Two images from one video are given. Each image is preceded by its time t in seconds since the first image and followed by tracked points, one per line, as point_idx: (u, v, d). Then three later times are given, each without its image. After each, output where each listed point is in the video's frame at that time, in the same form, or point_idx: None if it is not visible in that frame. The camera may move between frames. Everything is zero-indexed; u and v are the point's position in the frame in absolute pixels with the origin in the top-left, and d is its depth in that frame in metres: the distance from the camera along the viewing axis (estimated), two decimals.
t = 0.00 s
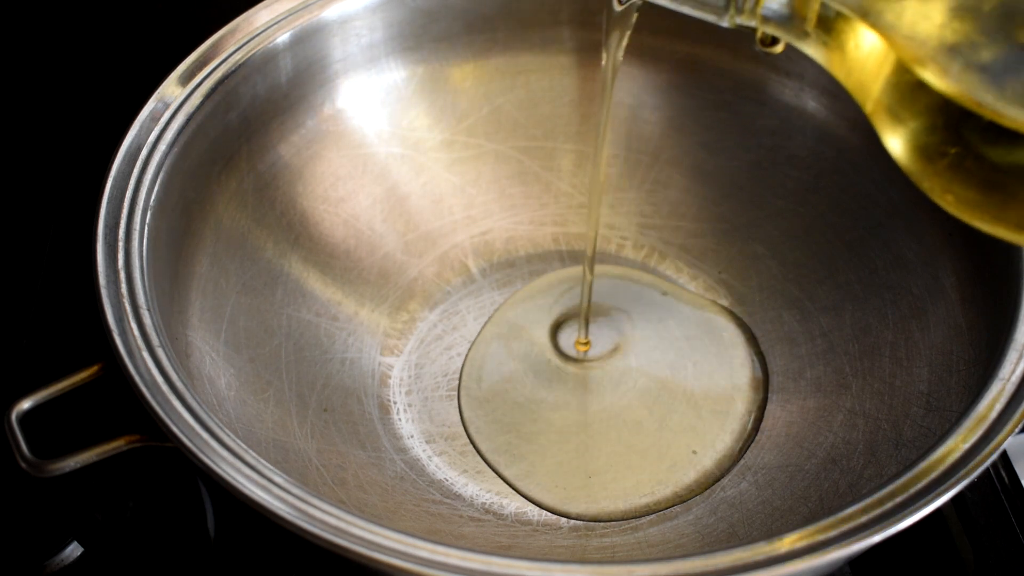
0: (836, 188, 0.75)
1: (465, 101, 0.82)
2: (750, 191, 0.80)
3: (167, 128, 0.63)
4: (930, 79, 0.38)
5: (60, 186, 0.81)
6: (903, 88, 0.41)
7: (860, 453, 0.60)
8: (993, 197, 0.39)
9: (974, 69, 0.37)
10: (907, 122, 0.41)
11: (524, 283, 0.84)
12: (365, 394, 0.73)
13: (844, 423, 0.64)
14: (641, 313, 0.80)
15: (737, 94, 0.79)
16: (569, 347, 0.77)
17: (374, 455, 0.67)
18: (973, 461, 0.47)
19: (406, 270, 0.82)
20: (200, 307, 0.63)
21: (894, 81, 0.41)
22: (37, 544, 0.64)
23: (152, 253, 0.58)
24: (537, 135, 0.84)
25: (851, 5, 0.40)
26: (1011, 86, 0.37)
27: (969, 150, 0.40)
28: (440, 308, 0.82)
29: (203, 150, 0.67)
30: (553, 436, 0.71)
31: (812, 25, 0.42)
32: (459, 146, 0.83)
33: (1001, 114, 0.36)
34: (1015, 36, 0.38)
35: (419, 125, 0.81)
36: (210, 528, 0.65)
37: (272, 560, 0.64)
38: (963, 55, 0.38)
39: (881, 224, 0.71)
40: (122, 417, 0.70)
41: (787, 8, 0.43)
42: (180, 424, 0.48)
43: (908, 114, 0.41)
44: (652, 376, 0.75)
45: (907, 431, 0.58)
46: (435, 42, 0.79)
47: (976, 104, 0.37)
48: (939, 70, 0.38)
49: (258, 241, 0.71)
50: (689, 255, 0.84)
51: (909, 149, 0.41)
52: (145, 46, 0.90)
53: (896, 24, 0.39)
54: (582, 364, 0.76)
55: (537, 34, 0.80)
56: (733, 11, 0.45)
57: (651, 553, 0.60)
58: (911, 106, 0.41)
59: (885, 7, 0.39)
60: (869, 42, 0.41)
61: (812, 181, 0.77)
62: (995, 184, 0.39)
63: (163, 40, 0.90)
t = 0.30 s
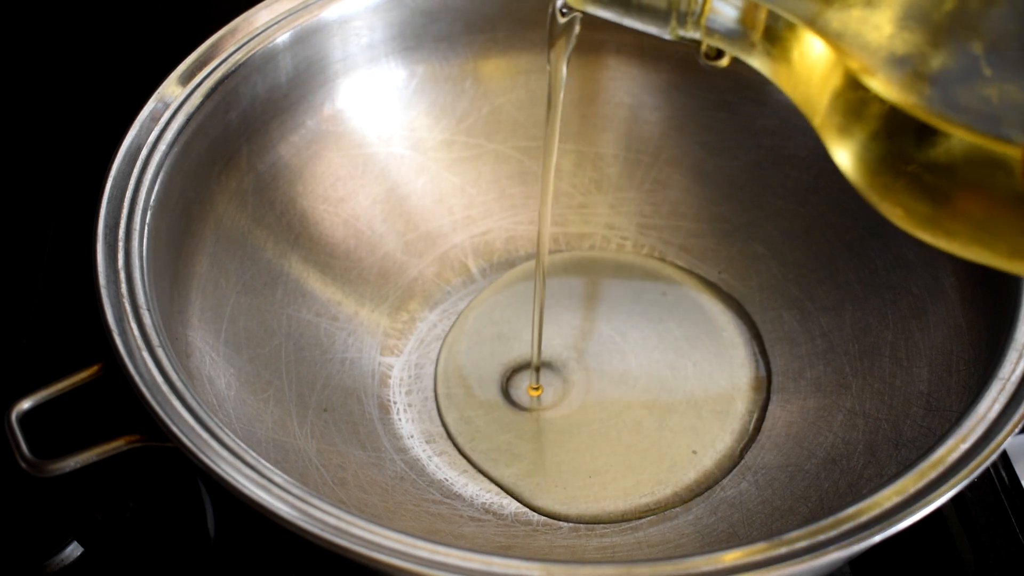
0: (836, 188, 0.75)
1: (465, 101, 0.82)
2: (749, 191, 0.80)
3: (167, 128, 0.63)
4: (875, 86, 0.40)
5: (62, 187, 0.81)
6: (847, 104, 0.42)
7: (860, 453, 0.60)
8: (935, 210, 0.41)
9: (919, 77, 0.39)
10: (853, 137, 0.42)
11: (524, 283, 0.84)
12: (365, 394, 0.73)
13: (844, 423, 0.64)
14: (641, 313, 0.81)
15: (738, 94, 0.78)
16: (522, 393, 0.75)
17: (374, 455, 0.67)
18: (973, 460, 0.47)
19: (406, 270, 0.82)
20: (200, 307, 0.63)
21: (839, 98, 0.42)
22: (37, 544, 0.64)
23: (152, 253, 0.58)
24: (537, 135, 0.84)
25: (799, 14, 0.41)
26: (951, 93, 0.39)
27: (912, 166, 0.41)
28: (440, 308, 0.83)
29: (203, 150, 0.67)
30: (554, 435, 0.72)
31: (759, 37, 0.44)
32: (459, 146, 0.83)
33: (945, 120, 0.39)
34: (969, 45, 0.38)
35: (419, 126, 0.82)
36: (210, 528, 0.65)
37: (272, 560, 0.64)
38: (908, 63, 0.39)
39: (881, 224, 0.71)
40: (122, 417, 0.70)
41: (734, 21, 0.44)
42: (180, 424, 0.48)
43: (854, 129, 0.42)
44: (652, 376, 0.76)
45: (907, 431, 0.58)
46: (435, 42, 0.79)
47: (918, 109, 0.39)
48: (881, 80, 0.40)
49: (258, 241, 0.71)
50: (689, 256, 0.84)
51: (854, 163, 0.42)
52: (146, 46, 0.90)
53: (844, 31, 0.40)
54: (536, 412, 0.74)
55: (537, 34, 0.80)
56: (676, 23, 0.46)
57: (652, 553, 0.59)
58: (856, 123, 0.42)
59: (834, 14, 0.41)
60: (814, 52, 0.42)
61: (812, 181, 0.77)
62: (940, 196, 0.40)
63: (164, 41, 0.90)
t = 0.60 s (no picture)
0: (835, 188, 0.75)
1: (465, 101, 0.82)
2: (749, 191, 0.80)
3: (167, 128, 0.63)
4: (818, 49, 0.45)
5: (61, 186, 0.81)
6: (792, 67, 0.47)
7: (860, 453, 0.60)
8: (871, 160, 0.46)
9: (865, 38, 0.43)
10: (800, 98, 0.48)
11: (524, 283, 0.84)
12: (364, 394, 0.73)
13: (844, 423, 0.64)
14: (641, 312, 0.80)
15: (737, 94, 0.79)
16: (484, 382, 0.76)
17: (374, 455, 0.67)
18: (973, 460, 0.47)
19: (406, 270, 0.82)
20: (200, 307, 0.63)
21: (785, 63, 0.47)
22: (37, 544, 0.63)
23: (152, 253, 0.58)
24: (537, 135, 0.84)
25: None
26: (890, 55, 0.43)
27: (851, 120, 0.46)
28: (439, 308, 0.82)
29: (203, 150, 0.67)
30: (553, 436, 0.72)
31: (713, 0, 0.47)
32: (459, 146, 0.83)
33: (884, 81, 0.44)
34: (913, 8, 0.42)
35: (419, 126, 0.82)
36: (210, 528, 0.65)
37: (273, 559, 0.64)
38: (854, 25, 0.43)
39: (881, 224, 0.71)
40: (122, 417, 0.70)
41: None
42: (180, 424, 0.49)
43: (800, 90, 0.47)
44: (652, 376, 0.76)
45: (907, 431, 0.58)
46: (435, 42, 0.79)
47: (859, 71, 0.44)
48: (825, 46, 0.44)
49: (258, 241, 0.71)
50: (689, 255, 0.84)
51: (803, 122, 0.48)
52: (146, 46, 0.90)
53: None
54: (500, 409, 0.74)
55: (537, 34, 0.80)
56: None
57: (652, 553, 0.59)
58: (802, 85, 0.47)
59: None
60: (759, 17, 0.47)
61: (812, 181, 0.77)
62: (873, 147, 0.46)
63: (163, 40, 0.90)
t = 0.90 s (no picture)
0: (835, 188, 0.75)
1: (465, 101, 0.82)
2: (750, 191, 0.80)
3: (167, 128, 0.63)
4: (787, 22, 0.48)
5: (62, 187, 0.82)
6: (761, 47, 0.50)
7: (860, 453, 0.60)
8: (829, 132, 0.50)
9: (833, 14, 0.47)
10: (765, 74, 0.51)
11: (525, 283, 0.84)
12: (365, 394, 0.73)
13: (844, 423, 0.64)
14: (641, 312, 0.80)
15: (738, 94, 0.79)
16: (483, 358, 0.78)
17: (374, 455, 0.67)
18: (973, 460, 0.47)
19: (406, 271, 0.82)
20: (200, 307, 0.63)
21: (752, 41, 0.50)
22: (37, 544, 0.63)
23: (152, 253, 0.58)
24: (537, 135, 0.84)
25: None
26: (849, 28, 0.46)
27: (815, 95, 0.49)
28: (439, 307, 0.82)
29: (203, 150, 0.67)
30: (553, 436, 0.72)
31: None
32: (459, 146, 0.83)
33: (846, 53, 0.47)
34: None
35: (419, 126, 0.82)
36: (211, 528, 0.65)
37: (273, 559, 0.64)
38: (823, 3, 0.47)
39: (881, 224, 0.71)
40: (123, 417, 0.70)
41: None
42: (180, 423, 0.49)
43: (768, 68, 0.50)
44: (652, 377, 0.75)
45: (908, 431, 0.58)
46: (435, 42, 0.79)
47: (826, 46, 0.47)
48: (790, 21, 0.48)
49: (258, 241, 0.71)
50: (688, 255, 0.84)
51: (768, 99, 0.51)
52: (146, 47, 0.90)
53: None
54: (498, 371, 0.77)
55: (537, 34, 0.80)
56: None
57: (652, 553, 0.59)
58: (768, 63, 0.50)
59: None
60: None
61: (812, 181, 0.77)
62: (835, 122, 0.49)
63: (164, 41, 0.91)
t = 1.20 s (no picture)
0: (835, 188, 0.75)
1: (465, 101, 0.82)
2: (750, 191, 0.80)
3: (167, 128, 0.63)
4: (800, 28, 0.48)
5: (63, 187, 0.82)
6: (777, 46, 0.50)
7: (860, 453, 0.60)
8: (849, 131, 0.50)
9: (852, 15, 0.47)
10: (783, 74, 0.50)
11: (525, 282, 0.83)
12: (365, 394, 0.73)
13: (844, 423, 0.64)
14: (641, 311, 0.80)
15: (738, 94, 0.80)
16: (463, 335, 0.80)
17: (374, 455, 0.67)
18: (973, 460, 0.47)
19: (406, 271, 0.82)
20: (200, 307, 0.63)
21: (767, 40, 0.50)
22: (37, 544, 0.63)
23: (152, 253, 0.58)
24: (537, 135, 0.84)
25: None
26: (866, 38, 0.46)
27: (834, 95, 0.49)
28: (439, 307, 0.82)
29: (203, 150, 0.67)
30: (553, 436, 0.72)
31: None
32: (459, 146, 0.83)
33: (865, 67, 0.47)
34: None
35: (419, 126, 0.82)
36: (210, 527, 0.65)
37: (273, 559, 0.64)
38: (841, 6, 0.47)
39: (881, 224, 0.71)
40: (123, 417, 0.70)
41: None
42: (180, 423, 0.49)
43: (785, 68, 0.50)
44: (652, 377, 0.75)
45: (908, 431, 0.58)
46: (435, 42, 0.79)
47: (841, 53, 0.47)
48: (808, 31, 0.48)
49: (258, 241, 0.71)
50: (688, 255, 0.84)
51: (786, 98, 0.51)
52: (147, 48, 0.90)
53: None
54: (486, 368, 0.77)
55: (537, 34, 0.80)
56: None
57: (652, 553, 0.59)
58: (785, 64, 0.50)
59: None
60: None
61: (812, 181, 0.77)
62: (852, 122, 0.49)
63: (164, 42, 0.91)
